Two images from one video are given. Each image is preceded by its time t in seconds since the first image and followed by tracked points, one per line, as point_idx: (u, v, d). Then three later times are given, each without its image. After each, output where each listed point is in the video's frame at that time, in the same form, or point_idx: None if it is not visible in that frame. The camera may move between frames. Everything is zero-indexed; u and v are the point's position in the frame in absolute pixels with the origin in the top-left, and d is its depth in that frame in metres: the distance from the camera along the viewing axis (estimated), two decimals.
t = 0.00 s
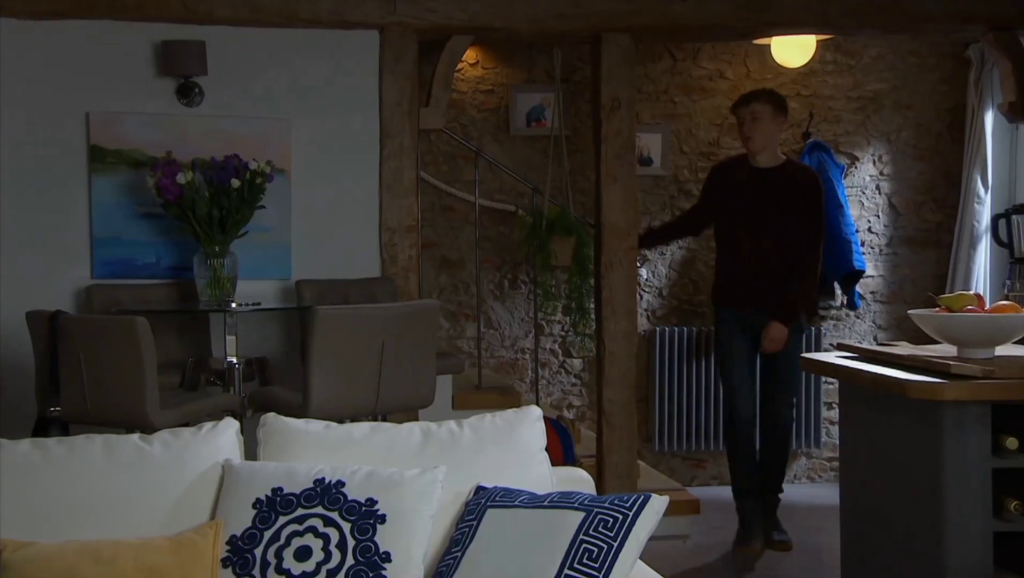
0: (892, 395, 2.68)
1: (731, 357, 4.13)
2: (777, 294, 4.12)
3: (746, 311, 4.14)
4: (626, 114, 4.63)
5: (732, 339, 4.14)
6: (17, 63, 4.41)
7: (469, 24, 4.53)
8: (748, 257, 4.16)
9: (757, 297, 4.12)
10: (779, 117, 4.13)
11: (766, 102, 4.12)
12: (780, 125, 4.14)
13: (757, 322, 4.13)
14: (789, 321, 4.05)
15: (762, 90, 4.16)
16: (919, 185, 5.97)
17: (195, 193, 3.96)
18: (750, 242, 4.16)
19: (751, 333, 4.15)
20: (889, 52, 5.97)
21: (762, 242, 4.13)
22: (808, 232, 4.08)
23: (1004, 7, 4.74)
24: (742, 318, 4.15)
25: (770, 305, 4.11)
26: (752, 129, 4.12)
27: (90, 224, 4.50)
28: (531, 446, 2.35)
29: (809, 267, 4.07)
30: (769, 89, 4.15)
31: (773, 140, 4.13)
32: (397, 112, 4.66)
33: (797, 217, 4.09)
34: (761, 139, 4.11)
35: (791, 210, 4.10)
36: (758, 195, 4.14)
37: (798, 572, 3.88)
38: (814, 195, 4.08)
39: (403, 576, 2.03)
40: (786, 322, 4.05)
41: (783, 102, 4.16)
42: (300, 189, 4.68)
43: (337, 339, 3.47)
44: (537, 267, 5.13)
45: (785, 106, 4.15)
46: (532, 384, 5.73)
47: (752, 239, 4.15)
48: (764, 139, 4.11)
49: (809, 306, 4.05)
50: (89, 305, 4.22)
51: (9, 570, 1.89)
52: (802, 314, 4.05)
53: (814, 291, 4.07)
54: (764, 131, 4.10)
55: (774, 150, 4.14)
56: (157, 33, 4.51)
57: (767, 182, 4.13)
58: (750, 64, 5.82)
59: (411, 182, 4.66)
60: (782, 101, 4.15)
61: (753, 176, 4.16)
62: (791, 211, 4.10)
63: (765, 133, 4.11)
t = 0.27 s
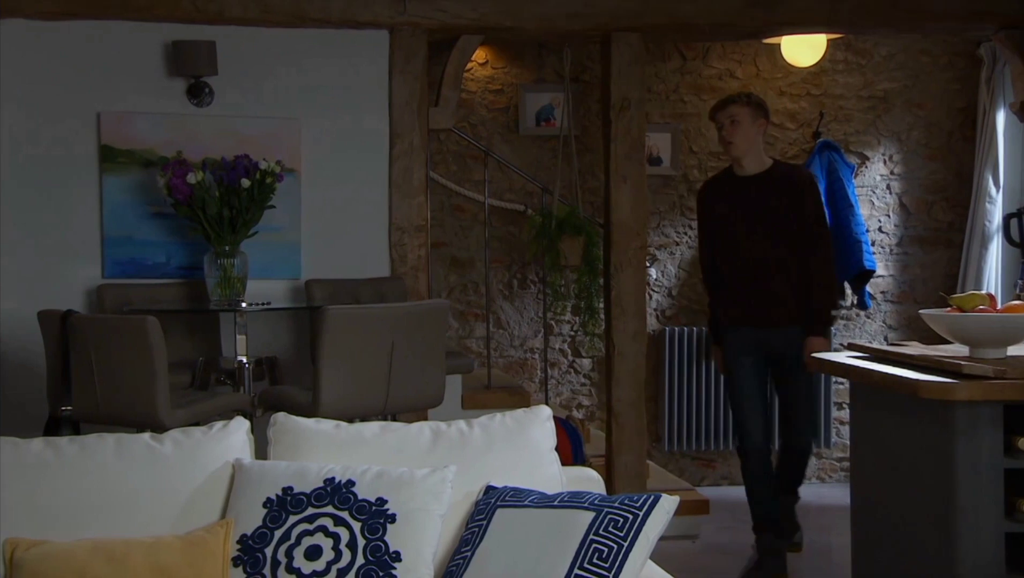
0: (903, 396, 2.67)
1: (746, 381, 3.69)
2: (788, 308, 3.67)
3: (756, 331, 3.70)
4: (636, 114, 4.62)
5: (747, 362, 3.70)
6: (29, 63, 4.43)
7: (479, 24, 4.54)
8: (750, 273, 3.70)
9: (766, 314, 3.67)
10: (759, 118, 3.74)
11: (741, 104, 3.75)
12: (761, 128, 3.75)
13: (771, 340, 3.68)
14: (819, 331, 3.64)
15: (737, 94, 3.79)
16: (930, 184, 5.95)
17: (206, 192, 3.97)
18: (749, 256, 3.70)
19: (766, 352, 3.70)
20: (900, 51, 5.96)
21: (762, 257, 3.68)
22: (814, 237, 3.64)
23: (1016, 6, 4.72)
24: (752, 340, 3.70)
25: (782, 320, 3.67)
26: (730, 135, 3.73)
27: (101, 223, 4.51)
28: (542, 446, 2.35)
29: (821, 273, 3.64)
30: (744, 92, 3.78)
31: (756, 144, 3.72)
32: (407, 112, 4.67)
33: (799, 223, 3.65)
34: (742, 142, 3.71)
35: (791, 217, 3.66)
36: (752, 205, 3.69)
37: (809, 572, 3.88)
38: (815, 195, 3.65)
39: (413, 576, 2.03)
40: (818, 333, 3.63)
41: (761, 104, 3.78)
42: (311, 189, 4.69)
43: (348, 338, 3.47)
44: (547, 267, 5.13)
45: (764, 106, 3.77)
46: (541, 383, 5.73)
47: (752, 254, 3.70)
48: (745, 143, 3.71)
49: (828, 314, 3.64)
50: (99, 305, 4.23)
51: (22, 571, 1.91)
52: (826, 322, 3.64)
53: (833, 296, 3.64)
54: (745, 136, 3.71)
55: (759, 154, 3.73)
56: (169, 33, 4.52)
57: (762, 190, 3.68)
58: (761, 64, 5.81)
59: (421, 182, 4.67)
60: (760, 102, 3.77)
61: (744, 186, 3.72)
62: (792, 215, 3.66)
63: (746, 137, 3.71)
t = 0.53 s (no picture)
0: (929, 397, 2.65)
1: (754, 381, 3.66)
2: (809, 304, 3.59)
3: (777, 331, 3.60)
4: (658, 113, 4.60)
5: (752, 364, 3.66)
6: (55, 65, 4.47)
7: (501, 24, 4.54)
8: (768, 271, 3.62)
9: (787, 312, 3.58)
10: (761, 110, 3.71)
11: (742, 97, 3.72)
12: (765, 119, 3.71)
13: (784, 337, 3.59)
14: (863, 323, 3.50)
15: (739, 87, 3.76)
16: (955, 184, 5.90)
17: (229, 193, 4.00)
18: (767, 253, 3.62)
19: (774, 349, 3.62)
20: (925, 50, 5.91)
21: (779, 253, 3.60)
22: (832, 229, 3.56)
23: None
24: (766, 339, 3.62)
25: (804, 316, 3.58)
26: (732, 129, 3.71)
27: (125, 224, 4.54)
28: (564, 446, 2.34)
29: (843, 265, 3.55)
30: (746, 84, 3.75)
31: (758, 136, 3.69)
32: (428, 112, 4.68)
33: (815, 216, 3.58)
34: (744, 136, 3.69)
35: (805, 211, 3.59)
36: (764, 202, 3.63)
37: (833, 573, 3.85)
38: (829, 186, 3.56)
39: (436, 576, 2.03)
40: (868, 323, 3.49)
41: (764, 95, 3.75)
42: (333, 190, 4.71)
43: (370, 338, 3.48)
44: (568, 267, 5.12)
45: (767, 97, 3.73)
46: (562, 383, 5.73)
47: (769, 252, 3.62)
48: (746, 136, 3.69)
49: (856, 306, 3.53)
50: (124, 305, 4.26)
51: (52, 570, 1.93)
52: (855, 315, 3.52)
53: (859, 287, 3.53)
54: (747, 129, 3.68)
55: (762, 147, 3.69)
56: (193, 34, 4.55)
57: (774, 184, 3.62)
58: (783, 63, 5.79)
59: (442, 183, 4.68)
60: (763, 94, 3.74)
61: (755, 182, 3.66)
62: (807, 210, 3.58)
63: (747, 130, 3.69)
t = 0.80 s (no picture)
0: (955, 398, 2.63)
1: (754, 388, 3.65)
2: (807, 308, 3.53)
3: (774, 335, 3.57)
4: (680, 113, 4.59)
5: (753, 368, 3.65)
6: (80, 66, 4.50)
7: (523, 24, 4.54)
8: (767, 274, 3.58)
9: (783, 316, 3.54)
10: (777, 110, 3.61)
11: (758, 95, 3.61)
12: (780, 119, 3.62)
13: (777, 344, 3.56)
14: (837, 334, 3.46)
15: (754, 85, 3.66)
16: (980, 183, 5.86)
17: (251, 193, 4.02)
18: (766, 256, 3.58)
19: (772, 358, 3.59)
20: (950, 48, 5.87)
21: (779, 256, 3.56)
22: (832, 232, 3.48)
23: None
24: (762, 344, 3.60)
25: (799, 321, 3.54)
26: (745, 129, 3.62)
27: (148, 224, 4.58)
28: (586, 447, 2.34)
29: (840, 269, 3.47)
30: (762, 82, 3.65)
31: (773, 137, 3.59)
32: (450, 112, 4.70)
33: (816, 219, 3.51)
34: (758, 137, 3.59)
35: (805, 213, 3.53)
36: (764, 205, 3.58)
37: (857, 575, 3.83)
38: (831, 189, 3.49)
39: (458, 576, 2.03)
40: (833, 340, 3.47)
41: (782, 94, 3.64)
42: (354, 190, 4.72)
43: (392, 339, 3.50)
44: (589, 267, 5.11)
45: (784, 96, 3.62)
46: (582, 383, 5.72)
47: (769, 254, 3.58)
48: (761, 137, 3.59)
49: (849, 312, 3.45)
50: (148, 305, 4.29)
51: (80, 568, 1.95)
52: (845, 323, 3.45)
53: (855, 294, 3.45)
54: (760, 131, 3.59)
55: (776, 149, 3.60)
56: (216, 36, 4.58)
57: (775, 186, 3.56)
58: (806, 62, 5.77)
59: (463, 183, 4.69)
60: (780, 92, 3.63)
61: (758, 183, 3.61)
62: (808, 212, 3.52)
63: (762, 131, 3.59)
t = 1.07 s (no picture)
0: (985, 400, 2.60)
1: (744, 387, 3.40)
2: (805, 312, 3.26)
3: (767, 337, 3.31)
4: (705, 113, 4.58)
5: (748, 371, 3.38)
6: (108, 68, 4.54)
7: (547, 24, 4.54)
8: (767, 273, 3.30)
9: (779, 319, 3.27)
10: (798, 105, 3.30)
11: (778, 86, 3.31)
12: (801, 114, 3.31)
13: (770, 344, 3.31)
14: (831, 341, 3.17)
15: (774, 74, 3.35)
16: (1009, 183, 5.80)
17: (276, 194, 4.04)
18: (767, 255, 3.30)
19: (766, 356, 3.33)
20: (979, 46, 5.81)
21: (780, 256, 3.27)
22: (836, 233, 3.19)
23: None
24: (757, 344, 3.35)
25: (797, 323, 3.26)
26: (761, 122, 3.31)
27: (174, 225, 4.61)
28: (610, 447, 2.34)
29: (841, 273, 3.18)
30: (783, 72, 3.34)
31: (793, 134, 3.29)
32: (474, 112, 4.72)
33: (822, 218, 3.22)
34: (776, 132, 3.28)
35: (810, 212, 3.24)
36: (768, 200, 3.30)
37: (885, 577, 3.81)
38: (840, 187, 3.19)
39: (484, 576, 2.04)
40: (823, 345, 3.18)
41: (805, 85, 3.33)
42: (379, 191, 4.74)
43: (416, 339, 3.51)
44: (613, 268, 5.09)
45: (808, 89, 3.31)
46: (606, 384, 5.72)
47: (772, 254, 3.29)
48: (780, 133, 3.28)
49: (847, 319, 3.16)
50: (174, 305, 4.32)
51: (108, 565, 1.96)
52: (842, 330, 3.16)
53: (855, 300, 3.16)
54: (777, 124, 3.28)
55: (794, 146, 3.30)
56: (242, 38, 4.61)
57: (779, 182, 3.28)
58: (833, 62, 5.73)
59: (487, 183, 4.71)
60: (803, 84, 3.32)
61: (763, 178, 3.33)
62: (814, 211, 3.23)
63: (780, 125, 3.28)
